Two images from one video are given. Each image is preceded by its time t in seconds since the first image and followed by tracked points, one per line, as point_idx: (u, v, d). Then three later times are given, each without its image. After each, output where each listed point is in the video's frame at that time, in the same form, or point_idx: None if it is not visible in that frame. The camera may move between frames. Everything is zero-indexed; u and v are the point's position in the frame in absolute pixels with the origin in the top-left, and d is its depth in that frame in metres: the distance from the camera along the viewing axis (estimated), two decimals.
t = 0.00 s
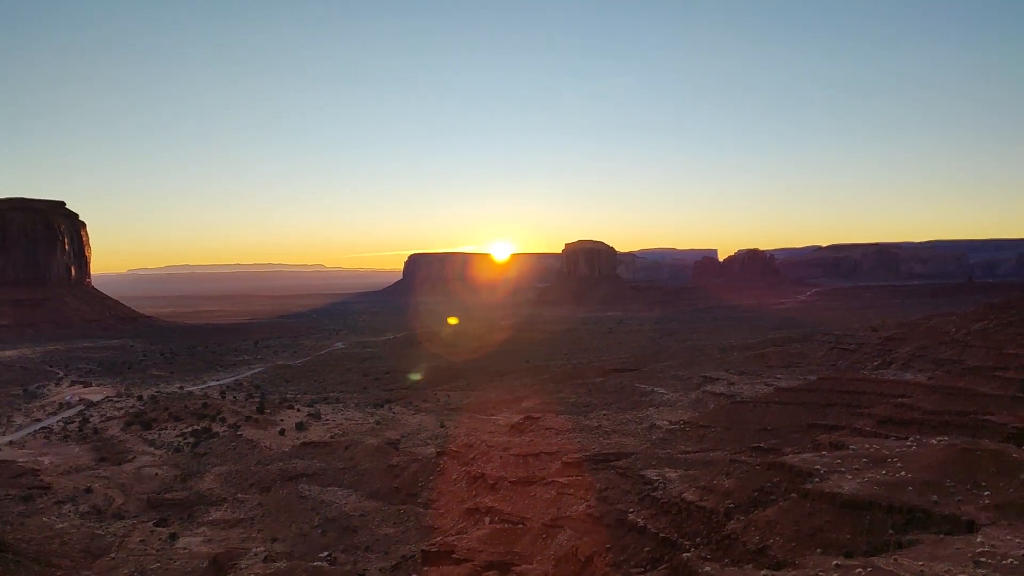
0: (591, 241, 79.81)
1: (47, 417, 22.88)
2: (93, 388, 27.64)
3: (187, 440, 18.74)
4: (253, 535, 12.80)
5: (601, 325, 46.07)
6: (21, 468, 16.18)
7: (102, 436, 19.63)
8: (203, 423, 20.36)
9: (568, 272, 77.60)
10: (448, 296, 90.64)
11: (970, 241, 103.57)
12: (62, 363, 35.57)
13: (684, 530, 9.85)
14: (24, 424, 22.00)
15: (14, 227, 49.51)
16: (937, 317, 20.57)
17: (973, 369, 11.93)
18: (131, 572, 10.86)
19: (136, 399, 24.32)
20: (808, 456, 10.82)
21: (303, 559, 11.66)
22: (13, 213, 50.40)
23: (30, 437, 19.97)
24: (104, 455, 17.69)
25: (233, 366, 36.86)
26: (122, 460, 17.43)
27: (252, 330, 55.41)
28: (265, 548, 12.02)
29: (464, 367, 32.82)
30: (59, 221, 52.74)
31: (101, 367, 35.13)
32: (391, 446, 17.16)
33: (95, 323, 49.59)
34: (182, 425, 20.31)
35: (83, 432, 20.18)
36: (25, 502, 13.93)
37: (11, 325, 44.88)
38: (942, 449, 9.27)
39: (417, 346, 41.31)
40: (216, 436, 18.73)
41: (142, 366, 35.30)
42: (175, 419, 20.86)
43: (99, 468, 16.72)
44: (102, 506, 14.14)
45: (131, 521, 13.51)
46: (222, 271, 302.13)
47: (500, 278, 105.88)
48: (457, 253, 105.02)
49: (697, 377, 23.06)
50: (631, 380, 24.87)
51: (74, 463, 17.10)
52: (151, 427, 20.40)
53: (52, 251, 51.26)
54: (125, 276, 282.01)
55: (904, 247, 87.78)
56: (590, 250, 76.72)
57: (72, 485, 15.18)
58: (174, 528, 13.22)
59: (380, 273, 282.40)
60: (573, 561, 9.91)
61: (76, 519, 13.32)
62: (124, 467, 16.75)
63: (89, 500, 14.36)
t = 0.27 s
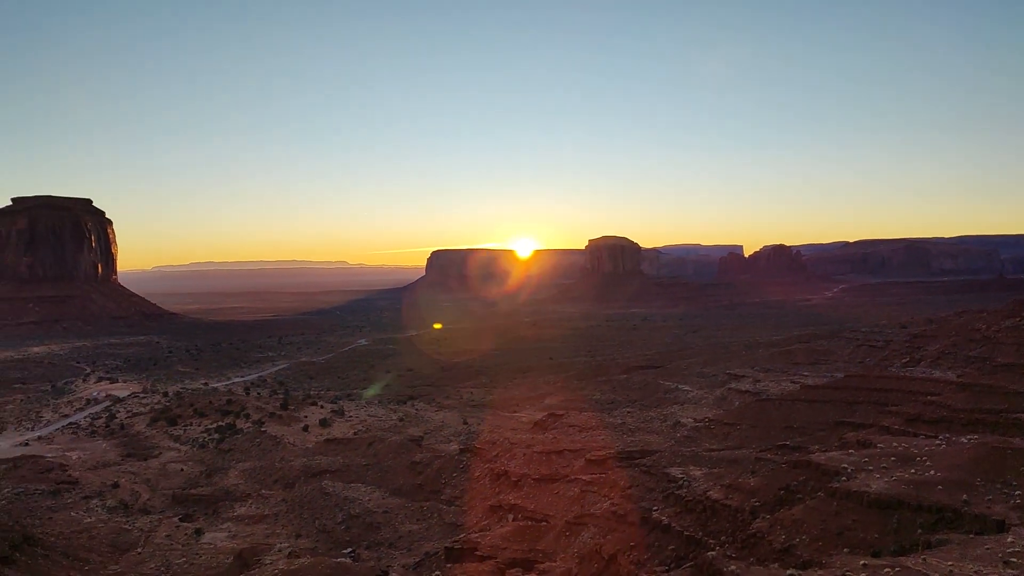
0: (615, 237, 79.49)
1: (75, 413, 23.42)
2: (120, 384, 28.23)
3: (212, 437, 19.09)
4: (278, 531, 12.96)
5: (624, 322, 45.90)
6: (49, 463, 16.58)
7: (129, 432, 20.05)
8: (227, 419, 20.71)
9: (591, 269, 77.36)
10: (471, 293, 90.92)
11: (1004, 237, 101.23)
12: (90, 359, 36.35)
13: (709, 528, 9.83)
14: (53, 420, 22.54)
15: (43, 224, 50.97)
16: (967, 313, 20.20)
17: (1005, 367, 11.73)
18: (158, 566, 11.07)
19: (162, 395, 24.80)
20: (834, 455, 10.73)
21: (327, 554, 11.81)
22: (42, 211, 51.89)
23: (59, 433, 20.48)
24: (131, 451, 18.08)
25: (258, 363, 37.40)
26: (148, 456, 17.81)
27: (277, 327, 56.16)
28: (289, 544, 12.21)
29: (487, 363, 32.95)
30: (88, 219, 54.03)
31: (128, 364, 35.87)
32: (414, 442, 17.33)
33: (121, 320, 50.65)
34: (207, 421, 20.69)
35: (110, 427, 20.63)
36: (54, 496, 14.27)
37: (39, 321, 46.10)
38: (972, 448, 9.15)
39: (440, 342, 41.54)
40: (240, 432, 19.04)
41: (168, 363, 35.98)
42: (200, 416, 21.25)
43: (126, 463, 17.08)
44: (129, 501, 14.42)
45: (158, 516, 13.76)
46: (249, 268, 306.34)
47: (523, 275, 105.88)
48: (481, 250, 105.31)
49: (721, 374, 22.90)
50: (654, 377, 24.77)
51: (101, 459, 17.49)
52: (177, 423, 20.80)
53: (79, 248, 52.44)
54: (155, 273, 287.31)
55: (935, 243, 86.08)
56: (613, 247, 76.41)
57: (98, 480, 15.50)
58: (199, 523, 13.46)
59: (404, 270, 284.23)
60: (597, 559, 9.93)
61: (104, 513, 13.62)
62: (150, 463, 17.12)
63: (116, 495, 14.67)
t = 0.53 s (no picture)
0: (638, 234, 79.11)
1: (104, 408, 23.99)
2: (147, 379, 28.87)
3: (237, 432, 19.46)
4: (302, 526, 13.18)
5: (647, 319, 45.70)
6: (79, 458, 17.00)
7: (157, 427, 20.50)
8: (252, 415, 21.08)
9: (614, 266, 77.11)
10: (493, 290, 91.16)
11: None
12: (118, 355, 37.15)
13: (733, 527, 9.81)
14: (82, 415, 23.11)
15: (72, 223, 52.48)
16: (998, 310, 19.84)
17: None
18: (184, 560, 11.32)
19: (188, 391, 25.29)
20: (860, 453, 10.66)
21: (350, 549, 11.98)
22: (71, 210, 53.37)
23: (88, 428, 20.99)
24: (158, 446, 18.49)
25: (282, 359, 37.94)
26: (174, 451, 18.20)
27: (301, 324, 56.87)
28: (314, 539, 12.42)
29: (510, 360, 33.09)
30: (115, 217, 55.39)
31: (155, 360, 36.63)
32: (437, 439, 17.49)
33: (147, 316, 51.71)
34: (232, 417, 21.07)
35: (138, 422, 21.11)
36: (84, 490, 14.64)
37: (68, 318, 47.34)
38: (1001, 448, 9.06)
39: (463, 339, 41.79)
40: (264, 428, 19.38)
41: (195, 359, 36.68)
42: (226, 411, 21.65)
43: (153, 458, 17.47)
44: (156, 496, 14.75)
45: (184, 511, 14.07)
46: (274, 266, 310.22)
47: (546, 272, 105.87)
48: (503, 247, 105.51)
49: (746, 372, 22.74)
50: (678, 374, 24.69)
51: (129, 454, 17.90)
52: (203, 419, 21.22)
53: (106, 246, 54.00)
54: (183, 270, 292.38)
55: (966, 239, 84.28)
56: (636, 243, 76.07)
57: (126, 474, 15.86)
58: (224, 517, 13.74)
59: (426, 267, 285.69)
60: (620, 557, 9.97)
61: (132, 507, 13.96)
62: (177, 458, 17.50)
63: (144, 490, 15.02)
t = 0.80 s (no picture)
0: (661, 231, 78.66)
1: (131, 403, 24.56)
2: (174, 375, 29.47)
3: (262, 428, 19.81)
4: (326, 522, 13.40)
5: (670, 317, 45.48)
6: (107, 452, 17.44)
7: (183, 423, 20.96)
8: (277, 411, 21.44)
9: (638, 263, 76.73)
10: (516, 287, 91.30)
11: None
12: (145, 351, 37.94)
13: (757, 525, 9.79)
14: (110, 410, 23.68)
15: (100, 220, 53.88)
16: None
17: None
18: (210, 554, 11.59)
19: (214, 387, 25.76)
20: (886, 452, 10.58)
21: (374, 545, 12.16)
22: (99, 208, 54.79)
23: (116, 423, 21.52)
24: (184, 442, 18.90)
25: (307, 356, 38.45)
26: (200, 446, 18.60)
27: (326, 321, 57.53)
28: (337, 535, 12.63)
29: (532, 357, 33.17)
30: (141, 215, 56.77)
31: (182, 356, 37.36)
32: (460, 435, 17.66)
33: (174, 312, 52.73)
34: (257, 413, 21.45)
35: (165, 418, 21.60)
36: (112, 484, 15.03)
37: (96, 314, 48.41)
38: None
39: (486, 336, 41.97)
40: (289, 424, 19.70)
41: (220, 355, 37.33)
42: (251, 407, 22.06)
43: (179, 453, 17.86)
44: (183, 491, 15.09)
45: (210, 506, 14.38)
46: (299, 263, 313.96)
47: (569, 269, 105.73)
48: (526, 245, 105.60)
49: (771, 369, 22.58)
50: (701, 372, 24.61)
51: (155, 449, 18.32)
52: (228, 414, 21.64)
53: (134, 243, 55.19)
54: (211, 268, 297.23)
55: (999, 235, 82.47)
56: (659, 241, 75.65)
57: (153, 469, 16.23)
58: (249, 512, 14.03)
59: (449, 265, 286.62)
60: (643, 555, 10.01)
61: (159, 501, 14.29)
62: (203, 453, 17.88)
63: (170, 484, 15.36)
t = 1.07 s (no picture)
0: (685, 228, 78.07)
1: (158, 399, 25.10)
2: (200, 371, 30.04)
3: (287, 424, 20.14)
4: (350, 517, 13.63)
5: (693, 315, 45.22)
6: (134, 447, 17.84)
7: (209, 418, 21.39)
8: (301, 407, 21.77)
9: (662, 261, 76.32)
10: (539, 284, 91.31)
11: None
12: (171, 347, 38.69)
13: (782, 524, 9.76)
14: (137, 405, 24.20)
15: (127, 218, 55.06)
16: None
17: None
18: (236, 549, 11.87)
19: (239, 383, 26.25)
20: (914, 451, 10.50)
21: (397, 541, 12.34)
22: (126, 206, 56.00)
23: (143, 418, 21.99)
24: (210, 437, 19.30)
25: (331, 353, 38.88)
26: (225, 442, 18.97)
27: (350, 318, 58.08)
28: (361, 530, 12.83)
29: (555, 355, 33.19)
30: (168, 212, 57.91)
31: (208, 352, 38.03)
32: (483, 432, 17.81)
33: (199, 309, 53.63)
34: (282, 409, 21.83)
35: (191, 414, 22.06)
36: (140, 478, 15.40)
37: (124, 311, 49.43)
38: None
39: (508, 333, 42.07)
40: (313, 420, 20.02)
41: (246, 351, 37.95)
42: (275, 403, 22.45)
43: (205, 449, 18.24)
44: (208, 485, 15.41)
45: (235, 501, 14.68)
46: (324, 260, 317.31)
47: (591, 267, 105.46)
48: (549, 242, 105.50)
49: (796, 367, 22.40)
50: (725, 370, 24.49)
51: (181, 444, 18.71)
52: (253, 410, 22.04)
53: (161, 240, 56.30)
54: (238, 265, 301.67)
55: None
56: (683, 238, 75.11)
57: (179, 464, 16.60)
58: (274, 508, 14.30)
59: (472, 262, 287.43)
60: (666, 554, 10.04)
61: (185, 496, 14.61)
62: (228, 449, 18.24)
63: (196, 480, 15.70)
